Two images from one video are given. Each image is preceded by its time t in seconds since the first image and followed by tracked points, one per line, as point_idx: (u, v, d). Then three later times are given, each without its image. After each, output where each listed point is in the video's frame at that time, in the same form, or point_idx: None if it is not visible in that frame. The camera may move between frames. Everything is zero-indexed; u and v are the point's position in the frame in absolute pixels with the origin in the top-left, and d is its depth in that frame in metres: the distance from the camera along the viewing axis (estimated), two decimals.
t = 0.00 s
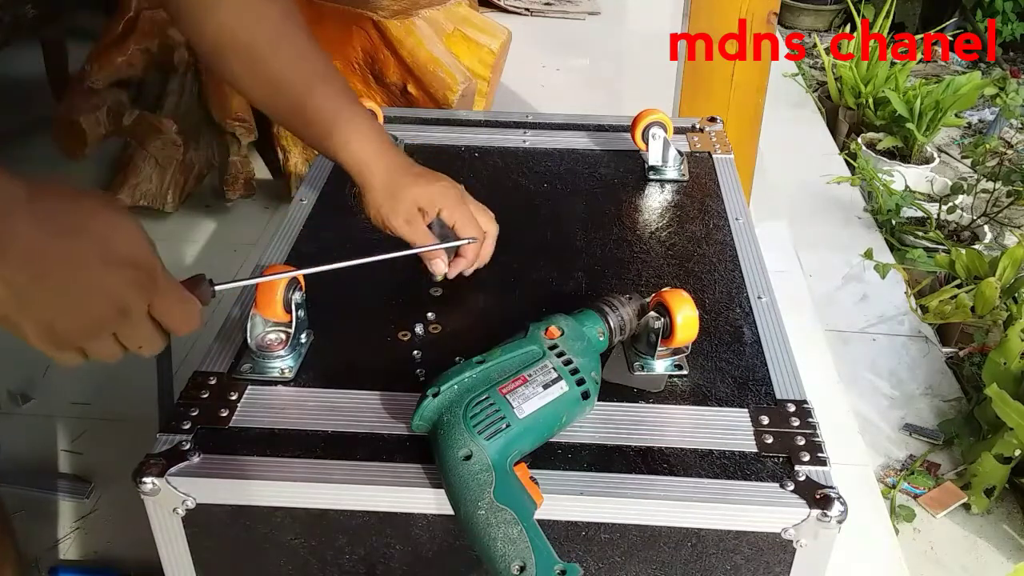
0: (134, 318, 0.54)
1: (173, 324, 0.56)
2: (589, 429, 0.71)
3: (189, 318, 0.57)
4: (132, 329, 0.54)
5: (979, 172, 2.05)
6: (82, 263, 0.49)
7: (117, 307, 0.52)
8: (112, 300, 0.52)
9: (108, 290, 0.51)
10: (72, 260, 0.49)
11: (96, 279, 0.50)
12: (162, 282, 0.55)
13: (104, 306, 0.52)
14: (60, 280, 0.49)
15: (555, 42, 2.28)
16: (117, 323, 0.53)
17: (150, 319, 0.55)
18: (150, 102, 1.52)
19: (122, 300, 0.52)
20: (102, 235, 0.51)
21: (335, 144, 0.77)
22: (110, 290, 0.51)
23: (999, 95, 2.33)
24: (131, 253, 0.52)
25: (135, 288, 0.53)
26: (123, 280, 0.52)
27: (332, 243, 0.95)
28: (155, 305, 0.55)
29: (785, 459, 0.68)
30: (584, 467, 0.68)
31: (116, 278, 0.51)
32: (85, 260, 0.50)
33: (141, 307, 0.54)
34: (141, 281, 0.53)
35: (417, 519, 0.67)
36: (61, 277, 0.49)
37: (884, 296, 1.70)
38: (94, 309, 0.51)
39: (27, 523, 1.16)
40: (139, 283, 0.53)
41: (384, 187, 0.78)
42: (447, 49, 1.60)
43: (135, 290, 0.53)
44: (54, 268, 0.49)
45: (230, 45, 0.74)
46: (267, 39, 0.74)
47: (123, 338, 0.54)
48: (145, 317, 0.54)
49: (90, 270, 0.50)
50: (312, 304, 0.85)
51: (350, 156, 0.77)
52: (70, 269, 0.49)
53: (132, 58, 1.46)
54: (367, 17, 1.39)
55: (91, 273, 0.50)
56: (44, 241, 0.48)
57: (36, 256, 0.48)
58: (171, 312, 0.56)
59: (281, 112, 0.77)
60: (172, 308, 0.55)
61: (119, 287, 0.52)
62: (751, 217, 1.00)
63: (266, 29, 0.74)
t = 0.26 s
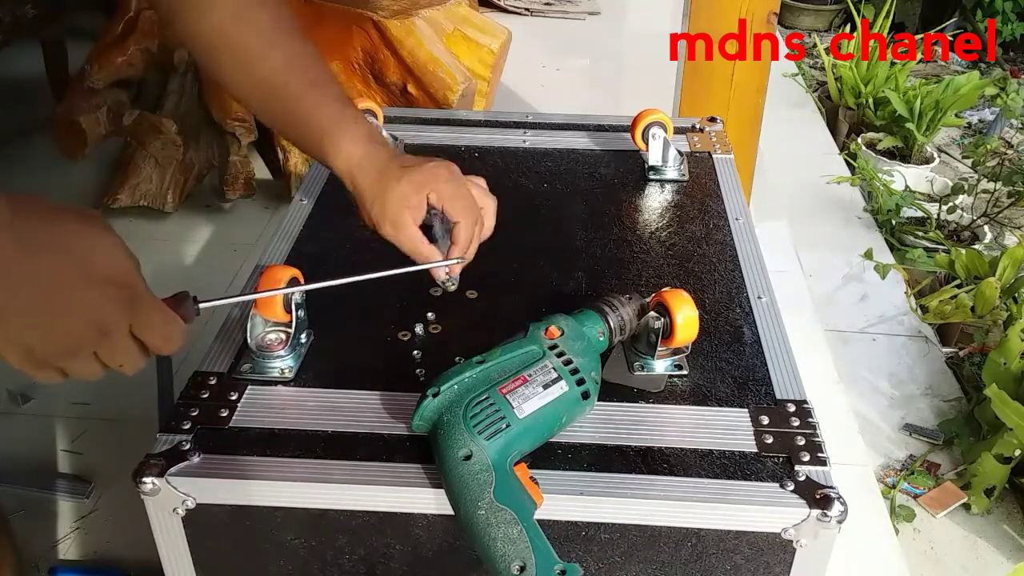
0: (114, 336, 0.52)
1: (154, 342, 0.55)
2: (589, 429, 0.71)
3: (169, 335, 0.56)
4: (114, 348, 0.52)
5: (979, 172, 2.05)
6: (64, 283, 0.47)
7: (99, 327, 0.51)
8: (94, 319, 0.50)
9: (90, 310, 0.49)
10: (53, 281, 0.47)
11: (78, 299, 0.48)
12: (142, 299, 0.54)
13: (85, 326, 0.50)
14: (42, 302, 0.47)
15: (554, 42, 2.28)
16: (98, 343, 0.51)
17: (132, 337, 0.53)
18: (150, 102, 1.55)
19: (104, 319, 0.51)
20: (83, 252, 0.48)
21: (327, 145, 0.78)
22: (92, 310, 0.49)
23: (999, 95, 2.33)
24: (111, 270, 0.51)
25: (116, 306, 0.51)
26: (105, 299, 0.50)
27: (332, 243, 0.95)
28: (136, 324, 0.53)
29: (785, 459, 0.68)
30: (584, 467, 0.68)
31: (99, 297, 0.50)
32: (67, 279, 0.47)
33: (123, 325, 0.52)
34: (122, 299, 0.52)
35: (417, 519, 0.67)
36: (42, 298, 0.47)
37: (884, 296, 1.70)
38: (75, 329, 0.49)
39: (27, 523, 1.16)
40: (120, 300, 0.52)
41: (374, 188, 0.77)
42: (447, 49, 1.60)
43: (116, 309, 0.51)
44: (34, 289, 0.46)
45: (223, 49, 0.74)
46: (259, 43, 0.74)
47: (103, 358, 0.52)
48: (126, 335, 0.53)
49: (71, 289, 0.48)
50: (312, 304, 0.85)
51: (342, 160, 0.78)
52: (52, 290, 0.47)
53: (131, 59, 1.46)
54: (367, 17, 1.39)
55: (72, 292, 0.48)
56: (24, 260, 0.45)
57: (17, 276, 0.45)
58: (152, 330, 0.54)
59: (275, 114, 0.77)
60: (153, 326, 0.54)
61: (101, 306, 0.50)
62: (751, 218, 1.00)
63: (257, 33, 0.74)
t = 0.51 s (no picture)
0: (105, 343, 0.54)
1: (145, 346, 0.57)
2: (589, 429, 0.71)
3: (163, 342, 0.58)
4: (104, 354, 0.55)
5: (979, 172, 2.05)
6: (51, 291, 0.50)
7: (88, 333, 0.53)
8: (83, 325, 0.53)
9: (77, 317, 0.52)
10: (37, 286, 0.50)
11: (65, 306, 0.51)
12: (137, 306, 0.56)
13: (74, 331, 0.52)
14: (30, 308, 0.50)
15: (554, 42, 2.28)
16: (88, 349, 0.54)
17: (121, 341, 0.56)
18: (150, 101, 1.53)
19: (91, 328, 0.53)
20: (69, 256, 0.51)
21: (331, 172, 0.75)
22: (79, 316, 0.52)
23: (999, 95, 2.33)
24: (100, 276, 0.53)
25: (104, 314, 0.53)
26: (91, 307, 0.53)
27: (332, 243, 0.95)
28: (127, 330, 0.56)
29: (785, 459, 0.68)
30: (584, 467, 0.68)
31: (86, 305, 0.52)
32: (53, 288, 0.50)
33: (111, 331, 0.54)
34: (109, 307, 0.54)
35: (417, 519, 0.67)
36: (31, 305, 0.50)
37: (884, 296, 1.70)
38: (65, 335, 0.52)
39: (27, 523, 1.16)
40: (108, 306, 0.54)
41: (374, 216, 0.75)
42: (447, 49, 1.60)
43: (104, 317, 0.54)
44: (19, 297, 0.49)
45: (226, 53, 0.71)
46: (270, 53, 0.71)
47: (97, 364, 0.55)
48: (117, 341, 0.55)
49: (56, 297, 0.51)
50: (312, 304, 0.85)
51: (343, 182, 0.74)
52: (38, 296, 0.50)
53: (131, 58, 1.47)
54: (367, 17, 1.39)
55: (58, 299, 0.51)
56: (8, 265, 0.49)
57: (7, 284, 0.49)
58: (145, 335, 0.57)
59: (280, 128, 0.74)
60: (143, 331, 0.56)
61: (87, 313, 0.52)
62: (751, 218, 1.00)
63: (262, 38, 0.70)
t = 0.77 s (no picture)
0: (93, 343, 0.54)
1: (138, 345, 0.57)
2: (589, 429, 0.71)
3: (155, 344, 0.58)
4: (97, 353, 0.55)
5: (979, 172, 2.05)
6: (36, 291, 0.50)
7: (76, 332, 0.53)
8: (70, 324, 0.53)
9: (63, 317, 0.52)
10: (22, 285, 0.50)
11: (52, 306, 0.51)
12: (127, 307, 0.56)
13: (62, 330, 0.53)
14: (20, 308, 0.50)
15: (555, 42, 2.28)
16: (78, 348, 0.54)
17: (113, 341, 0.56)
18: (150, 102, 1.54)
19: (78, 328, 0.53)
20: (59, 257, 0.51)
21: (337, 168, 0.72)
22: (65, 316, 0.52)
23: (999, 95, 2.33)
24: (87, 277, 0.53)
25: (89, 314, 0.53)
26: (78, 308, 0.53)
27: (332, 243, 0.95)
28: (116, 329, 0.55)
29: (785, 459, 0.68)
30: (584, 467, 0.68)
31: (73, 305, 0.52)
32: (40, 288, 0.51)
33: (99, 332, 0.54)
34: (96, 308, 0.54)
35: (417, 519, 0.67)
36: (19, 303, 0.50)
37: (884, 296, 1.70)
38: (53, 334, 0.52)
39: (27, 524, 1.16)
40: (94, 307, 0.54)
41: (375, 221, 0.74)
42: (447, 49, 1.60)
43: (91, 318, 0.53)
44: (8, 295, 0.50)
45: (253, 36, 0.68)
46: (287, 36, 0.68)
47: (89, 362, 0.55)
48: (106, 342, 0.55)
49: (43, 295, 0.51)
50: (312, 303, 0.85)
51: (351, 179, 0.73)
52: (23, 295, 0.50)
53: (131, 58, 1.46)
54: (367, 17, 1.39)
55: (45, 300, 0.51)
56: None
57: None
58: (135, 337, 0.56)
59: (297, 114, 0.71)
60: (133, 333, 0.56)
61: (74, 313, 0.52)
62: (751, 217, 1.00)
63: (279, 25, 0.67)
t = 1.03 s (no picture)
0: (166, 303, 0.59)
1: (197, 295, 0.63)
2: (589, 429, 0.71)
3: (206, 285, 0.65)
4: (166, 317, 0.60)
5: (979, 172, 2.05)
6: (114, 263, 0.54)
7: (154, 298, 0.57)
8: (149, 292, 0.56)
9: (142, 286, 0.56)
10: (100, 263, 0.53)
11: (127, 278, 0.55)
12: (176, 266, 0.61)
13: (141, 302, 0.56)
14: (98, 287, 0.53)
15: (555, 43, 2.28)
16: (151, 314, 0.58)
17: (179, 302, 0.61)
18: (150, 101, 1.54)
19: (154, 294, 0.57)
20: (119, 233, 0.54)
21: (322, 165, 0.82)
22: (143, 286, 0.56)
23: (999, 95, 2.33)
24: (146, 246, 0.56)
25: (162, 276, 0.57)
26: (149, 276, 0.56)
27: (332, 243, 0.95)
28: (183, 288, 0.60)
29: (785, 459, 0.68)
30: (584, 467, 0.68)
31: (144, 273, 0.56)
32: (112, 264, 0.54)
33: (171, 292, 0.59)
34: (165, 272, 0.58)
35: (417, 519, 0.67)
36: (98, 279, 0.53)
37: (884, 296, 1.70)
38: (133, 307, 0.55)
39: (27, 524, 1.16)
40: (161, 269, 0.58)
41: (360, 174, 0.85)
42: (447, 49, 1.60)
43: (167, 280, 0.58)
44: (86, 275, 0.53)
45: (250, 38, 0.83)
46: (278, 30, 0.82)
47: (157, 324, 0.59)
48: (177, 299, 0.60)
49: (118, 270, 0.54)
50: (313, 303, 0.85)
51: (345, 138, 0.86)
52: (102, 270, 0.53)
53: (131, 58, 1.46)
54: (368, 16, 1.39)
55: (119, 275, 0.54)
56: (68, 251, 0.51)
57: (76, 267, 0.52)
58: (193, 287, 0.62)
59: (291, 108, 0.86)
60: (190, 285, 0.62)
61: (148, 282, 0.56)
62: (751, 218, 1.00)
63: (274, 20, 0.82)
